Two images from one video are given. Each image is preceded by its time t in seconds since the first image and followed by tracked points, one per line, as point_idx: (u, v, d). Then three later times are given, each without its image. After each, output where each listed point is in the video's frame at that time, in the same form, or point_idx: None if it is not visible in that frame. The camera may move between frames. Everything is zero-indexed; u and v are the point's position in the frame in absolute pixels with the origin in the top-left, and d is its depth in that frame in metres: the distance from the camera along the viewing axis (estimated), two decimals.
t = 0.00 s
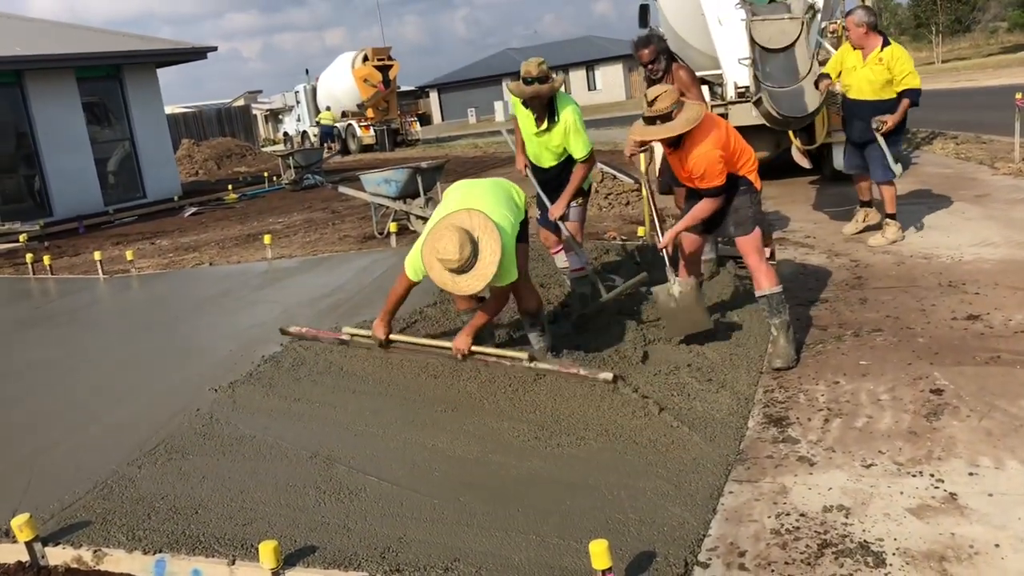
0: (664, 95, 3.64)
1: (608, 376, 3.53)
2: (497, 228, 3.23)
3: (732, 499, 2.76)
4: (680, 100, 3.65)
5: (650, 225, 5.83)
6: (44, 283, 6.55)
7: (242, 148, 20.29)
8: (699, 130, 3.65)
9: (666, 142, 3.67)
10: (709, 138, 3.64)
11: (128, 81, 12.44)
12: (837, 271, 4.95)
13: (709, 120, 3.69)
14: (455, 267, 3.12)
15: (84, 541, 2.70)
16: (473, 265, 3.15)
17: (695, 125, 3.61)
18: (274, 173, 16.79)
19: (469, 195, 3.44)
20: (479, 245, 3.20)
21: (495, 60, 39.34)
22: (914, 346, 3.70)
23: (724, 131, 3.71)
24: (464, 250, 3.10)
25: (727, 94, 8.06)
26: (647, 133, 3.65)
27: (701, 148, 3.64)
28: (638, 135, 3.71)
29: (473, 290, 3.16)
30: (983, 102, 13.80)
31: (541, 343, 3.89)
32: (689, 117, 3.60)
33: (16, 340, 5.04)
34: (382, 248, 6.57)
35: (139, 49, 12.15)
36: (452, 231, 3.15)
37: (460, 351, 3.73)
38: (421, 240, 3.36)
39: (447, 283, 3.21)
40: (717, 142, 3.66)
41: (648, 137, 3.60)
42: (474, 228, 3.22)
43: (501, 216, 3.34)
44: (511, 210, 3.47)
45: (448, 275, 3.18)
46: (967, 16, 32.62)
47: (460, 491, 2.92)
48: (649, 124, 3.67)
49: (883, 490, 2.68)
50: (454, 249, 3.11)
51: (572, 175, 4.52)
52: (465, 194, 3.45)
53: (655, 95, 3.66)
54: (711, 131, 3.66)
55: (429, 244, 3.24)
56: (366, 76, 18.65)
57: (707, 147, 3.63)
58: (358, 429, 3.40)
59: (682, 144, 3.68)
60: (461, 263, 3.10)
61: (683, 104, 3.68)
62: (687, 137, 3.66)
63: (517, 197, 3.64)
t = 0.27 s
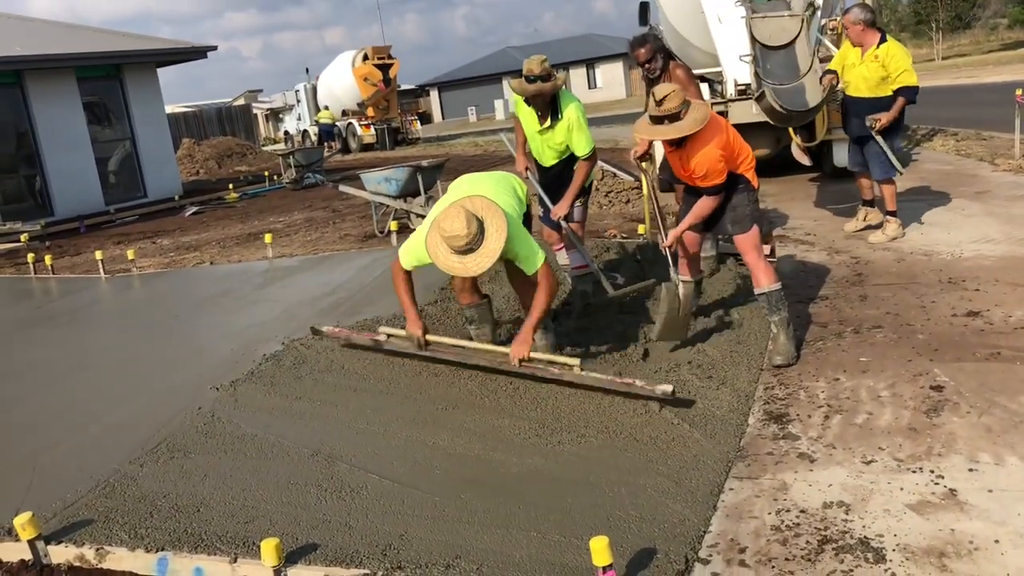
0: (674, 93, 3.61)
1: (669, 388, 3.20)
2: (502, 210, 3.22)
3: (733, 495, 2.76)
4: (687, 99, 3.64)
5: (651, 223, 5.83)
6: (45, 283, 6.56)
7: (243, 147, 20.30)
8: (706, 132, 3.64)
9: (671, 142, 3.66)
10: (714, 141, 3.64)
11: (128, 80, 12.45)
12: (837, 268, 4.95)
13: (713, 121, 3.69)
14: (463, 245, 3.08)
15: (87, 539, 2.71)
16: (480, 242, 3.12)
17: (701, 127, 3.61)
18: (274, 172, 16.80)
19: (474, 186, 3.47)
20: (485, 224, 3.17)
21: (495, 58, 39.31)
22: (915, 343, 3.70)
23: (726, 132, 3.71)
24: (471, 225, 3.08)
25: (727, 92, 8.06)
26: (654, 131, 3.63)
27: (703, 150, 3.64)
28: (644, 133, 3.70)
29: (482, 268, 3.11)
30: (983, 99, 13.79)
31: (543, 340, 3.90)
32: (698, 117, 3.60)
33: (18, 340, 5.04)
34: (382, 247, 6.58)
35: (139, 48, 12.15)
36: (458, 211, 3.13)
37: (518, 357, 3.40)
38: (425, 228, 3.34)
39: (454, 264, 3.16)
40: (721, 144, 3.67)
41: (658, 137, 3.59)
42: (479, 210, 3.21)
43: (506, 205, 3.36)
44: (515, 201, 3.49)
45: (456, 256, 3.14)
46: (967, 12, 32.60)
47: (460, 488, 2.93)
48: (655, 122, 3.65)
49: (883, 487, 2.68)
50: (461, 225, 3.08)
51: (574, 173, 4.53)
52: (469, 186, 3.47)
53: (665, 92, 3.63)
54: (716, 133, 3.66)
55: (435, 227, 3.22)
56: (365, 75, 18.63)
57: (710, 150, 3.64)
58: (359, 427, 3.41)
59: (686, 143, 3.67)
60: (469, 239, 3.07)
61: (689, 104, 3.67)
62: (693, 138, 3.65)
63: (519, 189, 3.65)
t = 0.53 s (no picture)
0: (678, 92, 3.59)
1: (737, 434, 3.02)
2: (522, 218, 3.19)
3: (733, 494, 2.76)
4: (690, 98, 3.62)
5: (651, 222, 5.83)
6: (46, 283, 6.56)
7: (243, 147, 20.31)
8: (710, 130, 3.63)
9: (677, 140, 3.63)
10: (719, 139, 3.63)
11: (128, 80, 12.45)
12: (837, 266, 4.95)
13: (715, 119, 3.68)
14: (484, 253, 3.05)
15: (87, 539, 2.72)
16: (501, 250, 3.08)
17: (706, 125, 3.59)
18: (275, 172, 16.80)
19: (490, 190, 3.43)
20: (505, 231, 3.14)
21: (495, 57, 39.30)
22: (915, 341, 3.70)
23: (727, 130, 3.72)
24: (493, 234, 3.05)
25: (727, 90, 8.05)
26: (660, 130, 3.59)
27: (710, 147, 3.62)
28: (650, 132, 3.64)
29: (502, 276, 3.08)
30: (983, 97, 13.77)
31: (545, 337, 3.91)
32: (703, 116, 3.59)
33: (18, 340, 5.05)
34: (382, 246, 6.58)
35: (139, 48, 12.14)
36: (479, 218, 3.10)
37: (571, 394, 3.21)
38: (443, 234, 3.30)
39: (473, 271, 3.12)
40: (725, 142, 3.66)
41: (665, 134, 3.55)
42: (499, 216, 3.17)
43: (523, 212, 3.33)
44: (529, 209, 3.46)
45: (475, 264, 3.10)
46: (967, 10, 32.57)
47: (460, 488, 2.93)
48: (661, 120, 3.60)
49: (883, 485, 2.68)
50: (482, 233, 3.05)
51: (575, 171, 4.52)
52: (485, 189, 3.42)
53: (668, 91, 3.60)
54: (719, 132, 3.65)
55: (454, 234, 3.18)
56: (365, 74, 18.60)
57: (716, 147, 3.61)
58: (360, 426, 3.41)
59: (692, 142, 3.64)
60: (490, 247, 3.04)
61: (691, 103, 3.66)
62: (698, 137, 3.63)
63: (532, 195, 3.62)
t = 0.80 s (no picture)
0: (677, 105, 3.59)
1: (743, 435, 3.04)
2: (534, 228, 3.17)
3: (733, 494, 2.76)
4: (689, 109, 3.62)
5: (651, 221, 5.83)
6: (45, 284, 6.56)
7: (242, 148, 20.32)
8: (711, 140, 3.63)
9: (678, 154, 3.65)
10: (720, 149, 3.63)
11: (127, 81, 12.45)
12: (837, 265, 4.95)
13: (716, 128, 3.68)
14: (496, 267, 3.06)
15: (88, 541, 2.72)
16: (514, 263, 3.08)
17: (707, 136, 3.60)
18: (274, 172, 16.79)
19: (502, 194, 3.41)
20: (518, 242, 3.13)
21: (495, 57, 39.31)
22: (915, 341, 3.70)
23: (728, 137, 3.72)
24: (506, 249, 3.04)
25: (726, 89, 8.06)
26: (661, 146, 3.61)
27: (711, 158, 3.63)
28: (650, 147, 3.66)
29: (514, 289, 3.09)
30: (982, 96, 13.77)
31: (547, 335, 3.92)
32: (703, 125, 3.59)
33: (18, 341, 5.04)
34: (382, 246, 6.58)
35: (138, 49, 12.14)
36: (492, 231, 3.09)
37: (579, 396, 3.29)
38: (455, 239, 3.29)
39: (485, 282, 3.13)
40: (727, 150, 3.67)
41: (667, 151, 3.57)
42: (512, 227, 3.16)
43: (535, 219, 3.31)
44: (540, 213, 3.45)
45: (488, 276, 3.11)
46: (966, 10, 32.58)
47: (461, 488, 2.93)
48: (662, 135, 3.61)
49: (884, 485, 2.68)
50: (496, 247, 3.04)
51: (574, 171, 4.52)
52: (497, 194, 3.40)
53: (667, 104, 3.60)
54: (720, 141, 3.65)
55: (466, 243, 3.18)
56: (364, 75, 18.56)
57: (717, 158, 3.63)
58: (361, 427, 3.41)
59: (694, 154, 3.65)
60: (503, 262, 3.04)
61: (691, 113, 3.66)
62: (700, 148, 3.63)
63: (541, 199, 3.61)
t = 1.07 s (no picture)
0: (671, 111, 3.59)
1: (735, 422, 3.16)
2: (535, 227, 3.17)
3: (734, 494, 2.76)
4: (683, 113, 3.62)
5: (650, 222, 5.83)
6: (45, 289, 6.55)
7: (240, 151, 20.32)
8: (707, 144, 3.63)
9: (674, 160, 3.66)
10: (716, 152, 3.63)
11: (125, 85, 12.45)
12: (836, 265, 4.95)
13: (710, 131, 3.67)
14: (497, 265, 3.06)
15: (88, 546, 2.71)
16: (514, 262, 3.08)
17: (703, 140, 3.60)
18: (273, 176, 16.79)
19: (502, 193, 3.40)
20: (519, 241, 3.13)
21: (492, 59, 39.31)
22: (914, 340, 3.70)
23: (724, 138, 3.71)
24: (507, 247, 3.04)
25: (724, 90, 8.07)
26: (656, 152, 3.61)
27: (707, 161, 3.63)
28: (645, 153, 3.66)
29: (514, 288, 3.09)
30: (980, 95, 13.78)
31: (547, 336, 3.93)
32: (698, 129, 3.59)
33: (17, 347, 5.04)
34: (381, 249, 6.58)
35: (135, 54, 12.14)
36: (493, 230, 3.08)
37: (574, 389, 3.31)
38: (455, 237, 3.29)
39: (485, 280, 3.13)
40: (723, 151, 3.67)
41: (662, 157, 3.58)
42: (513, 225, 3.15)
43: (535, 218, 3.31)
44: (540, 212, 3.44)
45: (488, 274, 3.11)
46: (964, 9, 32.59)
47: (461, 491, 2.93)
48: (657, 142, 3.61)
49: (885, 484, 2.68)
50: (497, 246, 3.04)
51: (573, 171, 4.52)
52: (497, 193, 3.40)
53: (661, 110, 3.60)
54: (715, 144, 3.65)
55: (467, 241, 3.17)
56: (363, 77, 18.43)
57: (713, 162, 3.63)
58: (361, 430, 3.41)
59: (690, 158, 3.65)
60: (503, 261, 3.04)
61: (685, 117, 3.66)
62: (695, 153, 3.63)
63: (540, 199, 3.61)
